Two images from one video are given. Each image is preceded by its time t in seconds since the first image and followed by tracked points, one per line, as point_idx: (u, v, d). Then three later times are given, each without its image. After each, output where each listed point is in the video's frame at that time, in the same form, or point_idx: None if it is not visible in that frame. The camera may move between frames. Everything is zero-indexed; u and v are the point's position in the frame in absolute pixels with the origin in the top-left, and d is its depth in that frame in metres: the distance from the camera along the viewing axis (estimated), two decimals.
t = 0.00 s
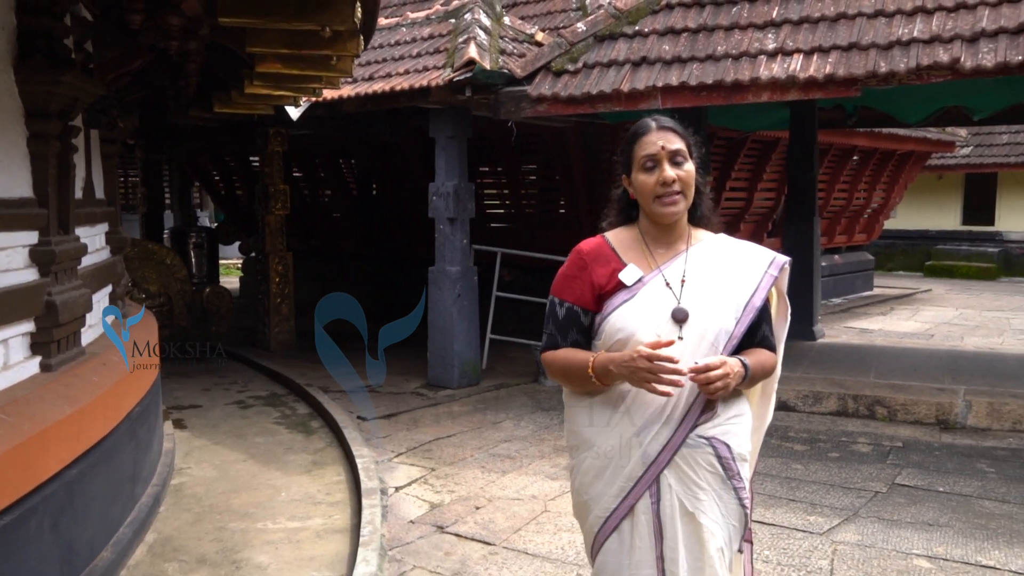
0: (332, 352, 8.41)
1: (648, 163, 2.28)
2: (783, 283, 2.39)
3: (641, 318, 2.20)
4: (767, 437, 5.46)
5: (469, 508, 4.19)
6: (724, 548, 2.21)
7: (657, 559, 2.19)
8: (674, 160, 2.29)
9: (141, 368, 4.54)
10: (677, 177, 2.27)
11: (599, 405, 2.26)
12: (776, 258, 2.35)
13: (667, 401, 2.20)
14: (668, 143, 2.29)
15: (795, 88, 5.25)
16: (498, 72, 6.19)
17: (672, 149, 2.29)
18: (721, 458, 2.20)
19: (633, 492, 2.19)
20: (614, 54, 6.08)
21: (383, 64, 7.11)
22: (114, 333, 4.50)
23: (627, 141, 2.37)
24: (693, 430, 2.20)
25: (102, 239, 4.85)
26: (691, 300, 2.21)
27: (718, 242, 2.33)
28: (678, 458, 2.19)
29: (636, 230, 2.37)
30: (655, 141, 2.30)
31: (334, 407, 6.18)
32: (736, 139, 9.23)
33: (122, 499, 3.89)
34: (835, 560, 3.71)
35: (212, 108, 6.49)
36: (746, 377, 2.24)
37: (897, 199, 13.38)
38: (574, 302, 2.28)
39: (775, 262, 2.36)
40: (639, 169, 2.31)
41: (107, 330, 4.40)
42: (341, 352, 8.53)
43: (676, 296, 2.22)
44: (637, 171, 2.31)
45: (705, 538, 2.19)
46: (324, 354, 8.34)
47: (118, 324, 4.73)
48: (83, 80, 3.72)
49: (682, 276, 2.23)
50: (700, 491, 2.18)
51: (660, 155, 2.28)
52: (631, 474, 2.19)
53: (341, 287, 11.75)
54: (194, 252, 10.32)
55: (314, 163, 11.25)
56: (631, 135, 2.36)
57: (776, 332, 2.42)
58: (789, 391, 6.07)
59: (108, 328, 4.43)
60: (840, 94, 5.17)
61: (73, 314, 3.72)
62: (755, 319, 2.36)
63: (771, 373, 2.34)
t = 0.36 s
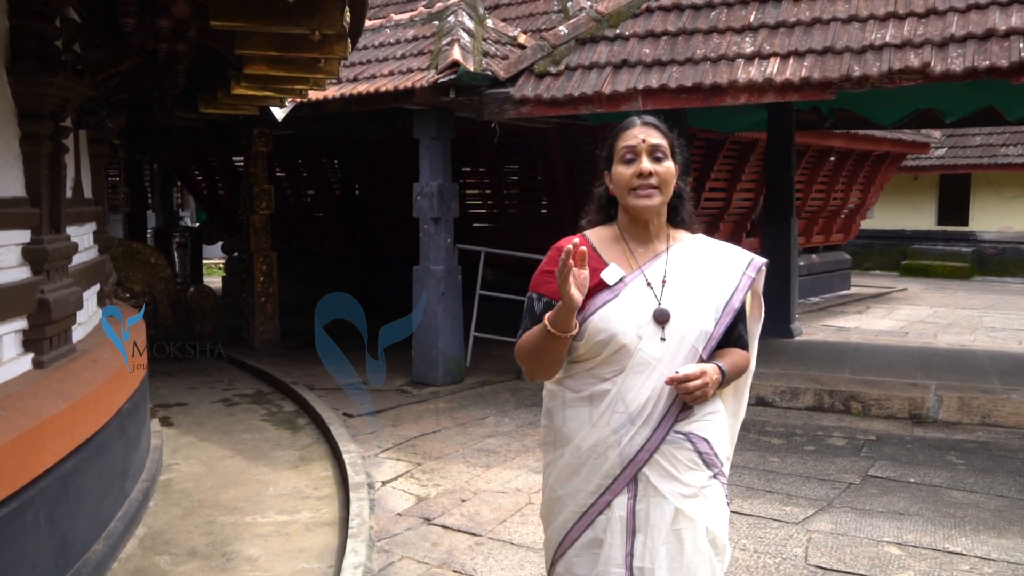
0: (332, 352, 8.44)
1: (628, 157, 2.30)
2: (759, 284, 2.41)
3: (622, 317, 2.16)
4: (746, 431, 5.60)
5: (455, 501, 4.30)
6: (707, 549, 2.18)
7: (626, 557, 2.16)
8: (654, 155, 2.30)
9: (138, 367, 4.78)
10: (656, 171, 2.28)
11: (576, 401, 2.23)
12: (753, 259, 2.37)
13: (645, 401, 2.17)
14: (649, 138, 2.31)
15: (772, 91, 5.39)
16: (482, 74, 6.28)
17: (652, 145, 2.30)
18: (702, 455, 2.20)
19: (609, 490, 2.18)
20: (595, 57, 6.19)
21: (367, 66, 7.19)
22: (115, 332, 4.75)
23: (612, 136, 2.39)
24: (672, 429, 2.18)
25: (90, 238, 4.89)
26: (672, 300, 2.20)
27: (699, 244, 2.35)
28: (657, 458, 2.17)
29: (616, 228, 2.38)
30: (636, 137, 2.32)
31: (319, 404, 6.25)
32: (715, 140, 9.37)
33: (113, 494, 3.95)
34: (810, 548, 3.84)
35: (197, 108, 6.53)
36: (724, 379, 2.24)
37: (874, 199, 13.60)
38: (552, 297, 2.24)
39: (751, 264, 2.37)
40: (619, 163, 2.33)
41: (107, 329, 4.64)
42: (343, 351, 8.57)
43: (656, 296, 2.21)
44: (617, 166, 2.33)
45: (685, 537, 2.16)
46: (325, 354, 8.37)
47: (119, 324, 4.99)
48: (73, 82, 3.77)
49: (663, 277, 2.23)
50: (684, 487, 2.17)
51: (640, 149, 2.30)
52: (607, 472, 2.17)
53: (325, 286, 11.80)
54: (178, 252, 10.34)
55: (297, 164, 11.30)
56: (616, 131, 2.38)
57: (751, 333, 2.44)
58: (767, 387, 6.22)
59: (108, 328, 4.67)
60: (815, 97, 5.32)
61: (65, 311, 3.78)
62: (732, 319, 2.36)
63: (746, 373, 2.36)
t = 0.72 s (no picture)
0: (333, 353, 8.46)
1: (631, 163, 2.27)
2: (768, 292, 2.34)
3: (612, 324, 2.16)
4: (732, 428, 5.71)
5: (448, 496, 4.37)
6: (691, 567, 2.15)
7: (611, 568, 2.18)
8: (658, 163, 2.25)
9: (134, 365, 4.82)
10: (652, 181, 2.24)
11: (569, 408, 2.25)
12: (760, 270, 2.28)
13: (631, 411, 2.15)
14: (656, 145, 2.26)
15: (757, 93, 5.49)
16: (472, 75, 6.36)
17: (657, 152, 2.25)
18: (689, 471, 2.16)
19: (596, 500, 2.18)
20: (583, 59, 6.28)
21: (358, 67, 7.26)
22: (114, 332, 4.78)
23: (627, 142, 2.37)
24: (658, 440, 2.16)
25: (85, 238, 4.94)
26: (666, 308, 2.16)
27: (705, 252, 2.28)
28: (641, 469, 2.15)
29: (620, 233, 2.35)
30: (644, 143, 2.27)
31: (311, 402, 6.32)
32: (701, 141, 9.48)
33: (110, 491, 4.00)
34: (794, 540, 3.94)
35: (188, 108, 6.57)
36: (719, 394, 2.18)
37: (858, 199, 13.77)
38: (553, 307, 2.27)
39: (761, 275, 2.29)
40: (624, 169, 2.31)
41: (108, 329, 4.67)
42: (343, 352, 8.60)
43: (649, 304, 2.17)
44: (622, 171, 2.31)
45: (667, 554, 2.15)
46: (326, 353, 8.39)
47: (119, 324, 5.04)
48: (72, 84, 3.82)
49: (659, 284, 2.18)
50: (668, 505, 2.15)
51: (643, 157, 2.26)
52: (592, 481, 2.18)
53: (315, 286, 11.84)
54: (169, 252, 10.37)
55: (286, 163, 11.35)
56: (630, 137, 2.36)
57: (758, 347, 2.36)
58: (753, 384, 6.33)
59: (109, 329, 4.69)
60: (800, 99, 5.43)
61: (62, 310, 3.82)
62: (738, 332, 2.30)
63: (750, 385, 2.29)
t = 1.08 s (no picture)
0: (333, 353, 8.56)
1: (668, 169, 2.22)
2: (806, 308, 2.27)
3: (638, 333, 2.09)
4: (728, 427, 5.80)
5: (451, 495, 4.45)
6: None
7: None
8: (695, 170, 2.20)
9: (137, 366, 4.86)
10: (691, 188, 2.19)
11: (595, 424, 2.20)
12: (796, 286, 2.19)
13: (655, 427, 2.09)
14: (695, 153, 2.20)
15: (753, 99, 5.58)
16: (471, 80, 6.44)
17: (695, 160, 2.20)
18: (719, 489, 2.09)
19: (622, 520, 2.13)
20: (582, 64, 6.37)
21: (357, 70, 7.33)
22: (115, 333, 4.82)
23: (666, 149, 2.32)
24: (684, 458, 2.09)
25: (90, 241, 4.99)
26: (692, 321, 2.08)
27: (741, 266, 2.19)
28: (667, 487, 2.09)
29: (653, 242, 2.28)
30: (682, 150, 2.22)
31: (313, 402, 6.38)
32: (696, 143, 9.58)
33: (119, 490, 4.06)
34: (791, 536, 4.04)
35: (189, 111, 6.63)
36: (750, 412, 2.09)
37: (850, 201, 13.90)
38: (579, 314, 2.22)
39: (797, 290, 2.20)
40: (660, 175, 2.25)
41: (107, 329, 4.71)
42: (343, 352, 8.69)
43: (676, 315, 2.10)
44: (659, 177, 2.25)
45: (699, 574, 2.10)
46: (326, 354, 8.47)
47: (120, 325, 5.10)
48: (81, 90, 3.88)
49: (688, 295, 2.11)
50: (699, 525, 2.09)
51: (681, 163, 2.20)
52: (617, 499, 2.13)
53: (313, 286, 11.90)
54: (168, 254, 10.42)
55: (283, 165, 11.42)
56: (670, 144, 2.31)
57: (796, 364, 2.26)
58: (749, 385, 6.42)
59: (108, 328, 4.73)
60: (795, 104, 5.53)
61: (72, 313, 3.88)
62: (774, 349, 2.21)
63: (787, 407, 2.19)
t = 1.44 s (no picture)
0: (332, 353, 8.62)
1: (705, 168, 2.25)
2: (845, 316, 2.26)
3: (676, 339, 2.13)
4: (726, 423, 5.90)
5: (458, 489, 4.54)
6: None
7: None
8: (733, 168, 2.23)
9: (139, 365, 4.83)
10: (731, 183, 2.21)
11: (629, 426, 2.25)
12: (837, 293, 2.20)
13: (690, 432, 2.13)
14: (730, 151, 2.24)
15: (751, 101, 5.69)
16: (471, 82, 6.54)
17: (731, 158, 2.23)
18: (753, 493, 2.13)
19: (654, 520, 2.19)
20: (581, 66, 6.47)
21: (358, 72, 7.40)
22: (114, 332, 4.79)
23: (699, 149, 2.35)
24: (718, 462, 2.13)
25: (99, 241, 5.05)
26: (731, 328, 2.12)
27: (780, 272, 2.21)
28: (700, 490, 2.15)
29: (691, 245, 2.32)
30: (718, 149, 2.26)
31: (316, 401, 6.45)
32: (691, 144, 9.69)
33: (133, 486, 4.13)
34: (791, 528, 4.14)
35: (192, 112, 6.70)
36: (788, 421, 2.12)
37: (842, 201, 14.04)
38: (616, 316, 2.26)
39: (838, 297, 2.21)
40: (697, 175, 2.28)
41: (108, 329, 4.68)
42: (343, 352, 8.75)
43: (714, 321, 2.13)
44: (695, 177, 2.28)
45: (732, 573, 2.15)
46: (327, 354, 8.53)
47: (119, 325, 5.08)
48: (96, 93, 3.95)
49: (726, 302, 2.15)
50: (732, 524, 2.13)
51: (718, 162, 2.24)
52: (650, 501, 2.18)
53: (310, 287, 11.95)
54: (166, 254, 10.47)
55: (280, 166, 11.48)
56: (704, 143, 2.34)
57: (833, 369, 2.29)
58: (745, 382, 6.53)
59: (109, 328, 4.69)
60: (792, 107, 5.64)
61: (87, 312, 3.95)
62: (810, 356, 2.25)
63: (822, 412, 2.23)
